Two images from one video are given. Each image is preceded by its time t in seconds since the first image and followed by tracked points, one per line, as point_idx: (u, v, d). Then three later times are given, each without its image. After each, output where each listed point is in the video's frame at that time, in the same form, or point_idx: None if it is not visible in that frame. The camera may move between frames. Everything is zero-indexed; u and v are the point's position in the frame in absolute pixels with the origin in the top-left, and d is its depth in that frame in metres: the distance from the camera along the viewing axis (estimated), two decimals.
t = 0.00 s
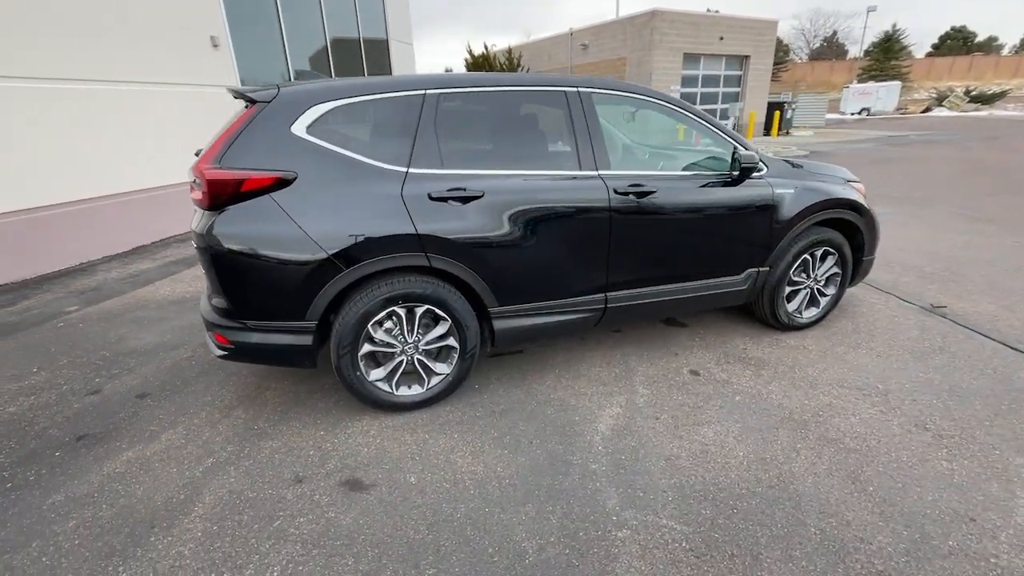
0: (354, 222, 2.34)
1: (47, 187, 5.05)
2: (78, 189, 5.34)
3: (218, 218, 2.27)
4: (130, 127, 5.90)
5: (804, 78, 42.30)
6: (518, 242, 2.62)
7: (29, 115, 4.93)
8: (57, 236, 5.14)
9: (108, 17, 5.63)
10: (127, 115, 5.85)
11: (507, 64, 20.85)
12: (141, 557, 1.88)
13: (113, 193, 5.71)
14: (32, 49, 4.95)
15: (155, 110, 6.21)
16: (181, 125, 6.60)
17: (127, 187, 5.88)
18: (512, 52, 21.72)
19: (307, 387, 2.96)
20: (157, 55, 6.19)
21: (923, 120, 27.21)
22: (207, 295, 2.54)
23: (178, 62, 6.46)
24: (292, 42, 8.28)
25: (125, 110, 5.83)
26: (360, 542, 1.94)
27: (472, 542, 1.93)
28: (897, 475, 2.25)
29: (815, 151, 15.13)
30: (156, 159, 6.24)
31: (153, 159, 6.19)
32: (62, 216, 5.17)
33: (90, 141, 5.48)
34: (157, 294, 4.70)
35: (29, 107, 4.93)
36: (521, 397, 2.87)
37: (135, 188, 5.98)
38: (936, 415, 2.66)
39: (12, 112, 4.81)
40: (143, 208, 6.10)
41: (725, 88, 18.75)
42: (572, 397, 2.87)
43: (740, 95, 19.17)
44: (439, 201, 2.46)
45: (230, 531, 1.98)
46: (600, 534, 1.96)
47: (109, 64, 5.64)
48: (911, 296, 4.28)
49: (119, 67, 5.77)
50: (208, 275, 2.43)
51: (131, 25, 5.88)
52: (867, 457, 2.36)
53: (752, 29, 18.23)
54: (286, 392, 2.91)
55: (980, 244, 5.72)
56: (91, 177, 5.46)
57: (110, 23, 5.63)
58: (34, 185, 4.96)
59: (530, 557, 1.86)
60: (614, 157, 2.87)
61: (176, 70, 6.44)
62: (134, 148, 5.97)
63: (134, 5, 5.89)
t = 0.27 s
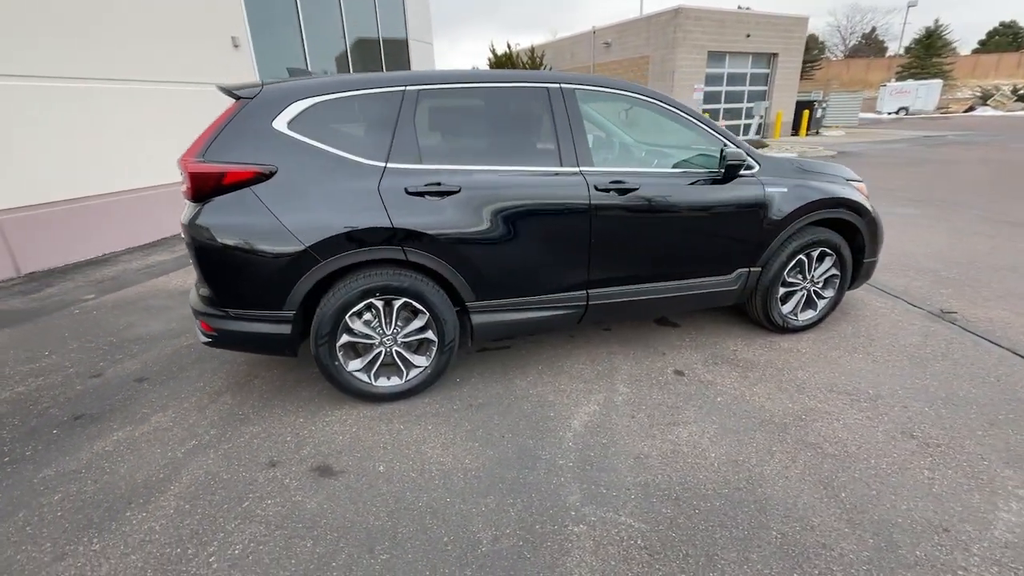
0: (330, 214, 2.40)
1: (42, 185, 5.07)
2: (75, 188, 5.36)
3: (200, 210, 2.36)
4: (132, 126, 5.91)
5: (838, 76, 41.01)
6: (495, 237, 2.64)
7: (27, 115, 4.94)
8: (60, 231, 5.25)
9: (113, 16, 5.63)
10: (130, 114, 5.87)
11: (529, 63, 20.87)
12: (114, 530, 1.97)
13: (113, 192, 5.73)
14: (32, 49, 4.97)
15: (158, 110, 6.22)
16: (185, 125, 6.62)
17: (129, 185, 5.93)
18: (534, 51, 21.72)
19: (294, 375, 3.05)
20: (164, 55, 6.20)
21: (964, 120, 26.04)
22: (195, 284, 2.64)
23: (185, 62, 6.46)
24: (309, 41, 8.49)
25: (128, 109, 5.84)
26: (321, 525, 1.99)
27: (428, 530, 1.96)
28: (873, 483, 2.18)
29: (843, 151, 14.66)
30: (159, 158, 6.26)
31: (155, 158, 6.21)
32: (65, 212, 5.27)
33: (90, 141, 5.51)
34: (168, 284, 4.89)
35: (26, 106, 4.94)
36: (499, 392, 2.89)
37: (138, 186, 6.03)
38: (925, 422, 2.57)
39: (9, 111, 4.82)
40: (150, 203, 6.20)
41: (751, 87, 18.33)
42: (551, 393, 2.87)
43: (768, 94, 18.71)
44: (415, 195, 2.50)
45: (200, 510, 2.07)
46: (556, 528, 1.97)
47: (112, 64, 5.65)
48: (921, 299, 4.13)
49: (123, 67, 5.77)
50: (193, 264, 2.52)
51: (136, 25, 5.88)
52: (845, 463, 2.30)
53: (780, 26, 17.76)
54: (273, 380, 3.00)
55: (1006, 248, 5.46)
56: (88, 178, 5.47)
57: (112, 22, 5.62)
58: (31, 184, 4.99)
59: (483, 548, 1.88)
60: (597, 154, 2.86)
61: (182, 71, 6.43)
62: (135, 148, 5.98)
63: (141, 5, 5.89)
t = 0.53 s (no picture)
0: (312, 214, 2.49)
1: (41, 183, 5.24)
2: (73, 187, 5.51)
3: (190, 209, 2.48)
4: (130, 127, 6.06)
5: (875, 75, 39.60)
6: (475, 238, 2.69)
7: (25, 113, 5.11)
8: (58, 233, 5.41)
9: (114, 18, 5.79)
10: (129, 115, 6.02)
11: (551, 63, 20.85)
12: (97, 509, 2.10)
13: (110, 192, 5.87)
14: (31, 50, 5.14)
15: (159, 111, 6.37)
16: (186, 126, 6.77)
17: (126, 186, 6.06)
18: (557, 51, 21.68)
19: (286, 369, 3.16)
20: (166, 56, 6.35)
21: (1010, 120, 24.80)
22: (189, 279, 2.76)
23: (187, 63, 6.60)
24: (328, 43, 8.70)
25: (127, 110, 5.99)
26: (288, 513, 2.08)
27: (388, 522, 2.02)
28: (842, 493, 2.14)
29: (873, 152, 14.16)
30: (160, 159, 6.41)
31: (155, 159, 6.35)
32: (65, 215, 5.44)
33: (90, 140, 5.67)
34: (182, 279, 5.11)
35: (24, 105, 5.11)
36: (480, 390, 2.93)
37: (136, 188, 6.17)
38: (909, 435, 2.50)
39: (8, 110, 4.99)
40: (150, 206, 6.35)
41: (779, 86, 17.88)
42: (530, 393, 2.90)
43: (796, 93, 18.22)
44: (395, 196, 2.57)
45: (178, 494, 2.18)
46: (512, 525, 2.00)
47: (112, 65, 5.81)
48: (929, 308, 3.98)
49: (124, 68, 5.93)
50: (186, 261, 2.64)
51: (138, 27, 6.03)
52: (816, 473, 2.26)
53: (810, 24, 17.27)
54: (265, 373, 3.12)
55: None
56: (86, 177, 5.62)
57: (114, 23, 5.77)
58: (29, 182, 5.16)
59: (438, 541, 1.93)
60: (580, 157, 2.88)
61: (183, 71, 6.57)
62: (134, 148, 6.12)
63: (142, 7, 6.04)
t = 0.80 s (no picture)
0: (296, 208, 2.55)
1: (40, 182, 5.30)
2: (77, 186, 5.59)
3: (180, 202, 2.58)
4: (135, 125, 6.11)
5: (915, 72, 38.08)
6: (455, 234, 2.71)
7: (28, 112, 5.20)
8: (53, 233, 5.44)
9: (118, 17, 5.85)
10: (133, 113, 6.07)
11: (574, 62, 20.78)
12: (80, 487, 2.20)
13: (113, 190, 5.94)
14: (35, 49, 5.22)
15: (164, 109, 6.41)
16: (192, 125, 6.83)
17: (130, 185, 6.12)
18: (581, 50, 21.56)
19: (277, 359, 3.23)
20: (171, 55, 6.40)
21: None
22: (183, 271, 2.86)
23: (194, 62, 6.66)
24: (347, 42, 8.84)
25: (131, 108, 6.04)
26: (257, 498, 2.13)
27: (351, 511, 2.05)
28: (815, 501, 2.07)
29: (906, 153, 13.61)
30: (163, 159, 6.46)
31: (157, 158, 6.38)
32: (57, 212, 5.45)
33: (95, 138, 5.75)
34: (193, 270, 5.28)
35: (28, 105, 5.20)
36: (461, 385, 2.95)
37: (138, 186, 6.20)
38: (897, 444, 2.40)
39: (11, 109, 5.08)
40: (149, 203, 6.34)
41: (808, 84, 17.36)
42: (511, 389, 2.90)
43: (826, 92, 17.66)
44: (377, 191, 2.61)
45: (156, 476, 2.26)
46: (472, 519, 2.01)
47: (116, 64, 5.87)
48: (940, 314, 3.81)
49: (128, 67, 5.99)
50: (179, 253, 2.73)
51: (141, 25, 6.06)
52: (791, 479, 2.19)
53: (842, 20, 16.71)
54: (257, 363, 3.20)
55: None
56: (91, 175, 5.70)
57: (118, 23, 5.84)
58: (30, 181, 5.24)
59: (396, 532, 1.95)
60: (564, 154, 2.87)
61: (189, 70, 6.62)
62: (137, 147, 6.17)
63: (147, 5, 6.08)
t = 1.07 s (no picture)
0: (281, 209, 2.59)
1: (57, 180, 5.47)
2: (86, 185, 5.71)
3: (171, 203, 2.66)
4: (144, 125, 6.21)
5: (958, 70, 36.46)
6: (438, 237, 2.71)
7: (50, 110, 5.38)
8: (50, 233, 5.47)
9: (140, 19, 6.02)
10: (151, 113, 6.25)
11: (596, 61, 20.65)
12: (67, 475, 2.29)
13: (124, 189, 6.07)
14: (60, 49, 5.40)
15: (173, 109, 6.51)
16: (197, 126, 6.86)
17: (137, 185, 6.24)
18: (604, 49, 21.38)
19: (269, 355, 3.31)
20: (190, 56, 6.55)
21: None
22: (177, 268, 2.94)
23: (201, 63, 6.66)
24: (364, 43, 8.96)
25: (149, 108, 6.22)
26: (229, 492, 2.19)
27: (317, 509, 2.08)
28: (788, 519, 2.00)
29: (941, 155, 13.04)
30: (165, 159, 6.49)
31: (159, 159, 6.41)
32: (56, 211, 5.48)
33: (99, 138, 5.79)
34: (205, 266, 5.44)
35: (50, 102, 5.38)
36: (444, 386, 2.96)
37: (139, 187, 6.25)
38: (885, 462, 2.30)
39: (34, 106, 5.27)
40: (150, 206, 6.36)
41: (838, 83, 16.79)
42: (493, 392, 2.90)
43: (858, 91, 17.05)
44: (359, 192, 2.63)
45: (138, 467, 2.34)
46: (434, 522, 2.01)
47: (136, 64, 6.04)
48: (953, 326, 3.63)
49: (147, 67, 6.15)
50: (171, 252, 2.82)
51: (146, 26, 6.08)
52: (766, 495, 2.12)
53: (876, 16, 16.10)
54: (250, 358, 3.28)
55: None
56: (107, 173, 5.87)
57: (123, 24, 5.86)
58: (34, 182, 5.30)
59: (358, 532, 1.97)
60: (550, 157, 2.84)
61: (197, 71, 6.63)
62: (144, 147, 6.24)
63: (168, 7, 6.25)
